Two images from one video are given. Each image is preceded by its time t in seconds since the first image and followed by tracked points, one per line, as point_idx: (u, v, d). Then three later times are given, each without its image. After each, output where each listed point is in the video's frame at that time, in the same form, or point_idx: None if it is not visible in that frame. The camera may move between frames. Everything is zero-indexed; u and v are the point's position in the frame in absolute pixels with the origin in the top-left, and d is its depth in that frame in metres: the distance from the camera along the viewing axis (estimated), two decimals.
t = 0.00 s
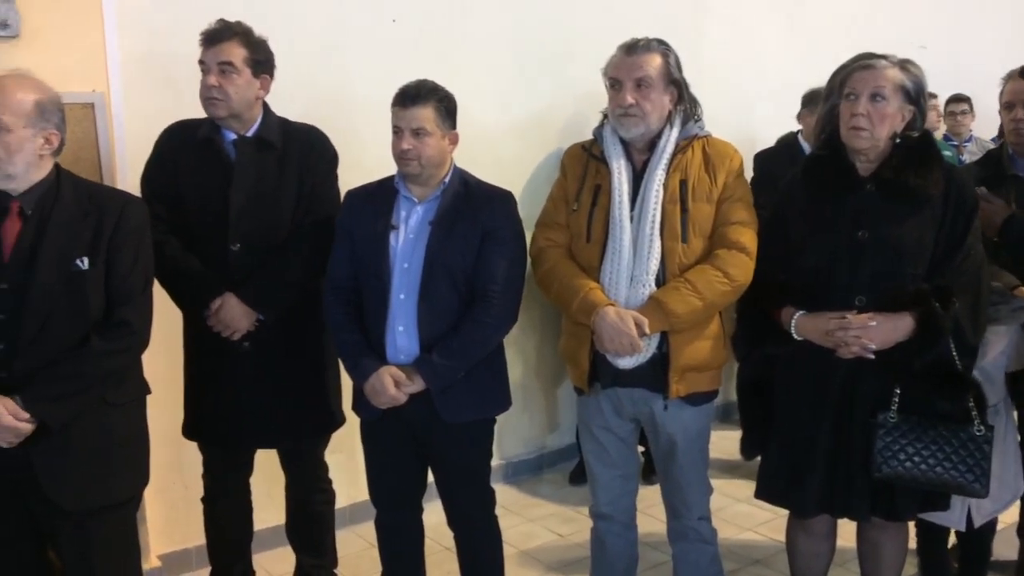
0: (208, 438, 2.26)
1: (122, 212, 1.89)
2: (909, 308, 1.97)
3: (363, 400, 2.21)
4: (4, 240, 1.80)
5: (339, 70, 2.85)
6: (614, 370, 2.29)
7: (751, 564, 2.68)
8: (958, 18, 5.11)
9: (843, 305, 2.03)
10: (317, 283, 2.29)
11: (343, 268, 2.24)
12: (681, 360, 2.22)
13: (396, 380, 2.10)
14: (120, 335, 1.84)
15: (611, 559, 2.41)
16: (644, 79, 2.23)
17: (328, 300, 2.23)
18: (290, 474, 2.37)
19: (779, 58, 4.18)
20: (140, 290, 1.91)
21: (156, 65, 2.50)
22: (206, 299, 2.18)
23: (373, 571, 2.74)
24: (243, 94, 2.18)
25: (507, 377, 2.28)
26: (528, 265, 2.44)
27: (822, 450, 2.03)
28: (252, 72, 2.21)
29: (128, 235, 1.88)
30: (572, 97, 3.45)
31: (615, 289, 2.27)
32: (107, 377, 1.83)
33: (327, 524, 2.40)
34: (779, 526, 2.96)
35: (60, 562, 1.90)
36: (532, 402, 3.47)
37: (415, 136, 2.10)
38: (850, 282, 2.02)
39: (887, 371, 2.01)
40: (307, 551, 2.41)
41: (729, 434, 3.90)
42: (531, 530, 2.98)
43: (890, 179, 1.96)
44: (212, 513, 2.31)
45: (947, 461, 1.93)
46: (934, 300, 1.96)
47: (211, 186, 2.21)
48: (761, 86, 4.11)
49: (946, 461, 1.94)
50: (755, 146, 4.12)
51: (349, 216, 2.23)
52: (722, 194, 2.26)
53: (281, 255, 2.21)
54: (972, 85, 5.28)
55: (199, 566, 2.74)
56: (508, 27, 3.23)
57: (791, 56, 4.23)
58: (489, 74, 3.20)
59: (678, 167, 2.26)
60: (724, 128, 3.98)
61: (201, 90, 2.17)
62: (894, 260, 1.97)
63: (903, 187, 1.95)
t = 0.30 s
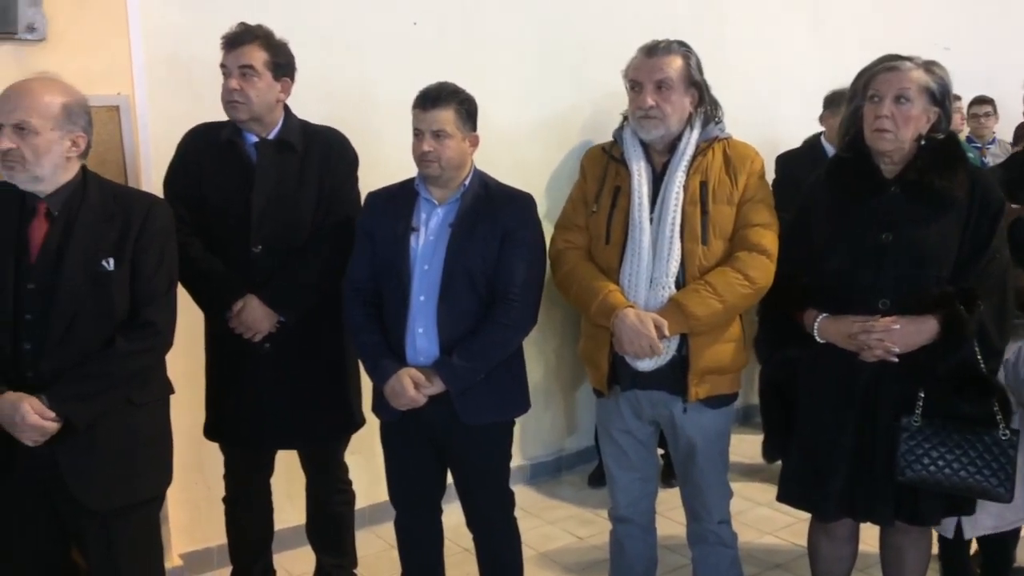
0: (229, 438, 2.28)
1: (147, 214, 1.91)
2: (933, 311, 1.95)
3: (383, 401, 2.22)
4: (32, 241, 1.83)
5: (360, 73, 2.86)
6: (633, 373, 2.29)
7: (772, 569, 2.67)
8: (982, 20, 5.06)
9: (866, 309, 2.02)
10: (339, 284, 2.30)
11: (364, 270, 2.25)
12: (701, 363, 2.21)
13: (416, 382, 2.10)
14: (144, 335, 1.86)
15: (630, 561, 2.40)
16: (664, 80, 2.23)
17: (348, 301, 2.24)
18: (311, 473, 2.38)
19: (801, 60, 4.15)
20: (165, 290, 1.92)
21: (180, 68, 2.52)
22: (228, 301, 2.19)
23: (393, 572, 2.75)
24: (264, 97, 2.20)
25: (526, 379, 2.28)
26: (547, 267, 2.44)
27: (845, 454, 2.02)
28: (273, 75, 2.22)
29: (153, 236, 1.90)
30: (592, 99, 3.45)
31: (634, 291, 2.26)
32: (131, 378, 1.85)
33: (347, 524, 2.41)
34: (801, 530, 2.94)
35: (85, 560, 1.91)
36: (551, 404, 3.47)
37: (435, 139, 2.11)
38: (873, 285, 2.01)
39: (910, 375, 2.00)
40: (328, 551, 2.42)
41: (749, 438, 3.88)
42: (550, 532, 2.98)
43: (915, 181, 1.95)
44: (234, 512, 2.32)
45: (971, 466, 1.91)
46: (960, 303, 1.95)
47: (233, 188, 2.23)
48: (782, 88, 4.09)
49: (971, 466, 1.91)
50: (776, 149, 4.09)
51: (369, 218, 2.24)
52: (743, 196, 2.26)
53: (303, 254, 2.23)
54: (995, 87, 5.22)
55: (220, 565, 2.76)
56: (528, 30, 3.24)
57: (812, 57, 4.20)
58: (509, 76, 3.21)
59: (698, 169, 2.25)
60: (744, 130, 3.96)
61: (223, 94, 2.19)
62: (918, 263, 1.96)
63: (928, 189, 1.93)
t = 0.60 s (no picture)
0: (254, 436, 2.30)
1: (176, 214, 1.93)
2: (962, 313, 1.93)
3: (406, 401, 2.23)
4: (63, 240, 1.86)
5: (383, 74, 2.88)
6: (657, 373, 2.28)
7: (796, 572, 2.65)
8: (1010, 20, 4.99)
9: (895, 310, 2.00)
10: (363, 284, 2.32)
11: (387, 270, 2.26)
12: (724, 365, 2.20)
13: (440, 382, 2.11)
14: (172, 334, 1.88)
15: (653, 563, 2.40)
16: (689, 81, 2.23)
17: (372, 301, 2.26)
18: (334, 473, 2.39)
19: (826, 60, 4.12)
20: (192, 289, 1.94)
21: (207, 69, 2.55)
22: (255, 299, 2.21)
23: (415, 571, 2.76)
24: (289, 98, 2.22)
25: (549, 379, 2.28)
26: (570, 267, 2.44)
27: (872, 456, 2.01)
28: (298, 77, 2.24)
29: (181, 236, 1.93)
30: (615, 99, 3.44)
31: (658, 292, 2.26)
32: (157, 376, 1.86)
33: (370, 524, 2.42)
34: (826, 534, 2.92)
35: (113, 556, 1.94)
36: (574, 405, 3.47)
37: (458, 140, 2.12)
38: (902, 286, 1.99)
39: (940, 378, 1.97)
40: (351, 550, 2.43)
41: (773, 441, 3.85)
42: (572, 533, 2.98)
43: (944, 182, 1.93)
44: (258, 510, 2.34)
45: (1000, 469, 1.89)
46: (989, 305, 1.93)
47: (258, 189, 2.25)
48: (807, 88, 4.06)
49: (1001, 469, 1.89)
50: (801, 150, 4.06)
51: (393, 219, 2.25)
52: (768, 197, 2.24)
53: (329, 254, 2.25)
54: None
55: (245, 563, 2.78)
56: (551, 30, 3.24)
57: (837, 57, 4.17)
58: (531, 77, 3.21)
59: (723, 169, 2.24)
60: (769, 131, 3.93)
61: (249, 95, 2.21)
62: (947, 264, 1.94)
63: (957, 190, 1.92)
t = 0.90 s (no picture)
0: (281, 435, 2.32)
1: (205, 213, 1.95)
2: (995, 314, 1.92)
3: (431, 400, 2.24)
4: (95, 239, 1.88)
5: (409, 75, 2.89)
6: (683, 375, 2.28)
7: None
8: None
9: (926, 313, 1.98)
10: (390, 284, 2.33)
11: (413, 270, 2.27)
12: (751, 366, 2.19)
13: (465, 382, 2.12)
14: (201, 333, 1.90)
15: (678, 564, 2.39)
16: (716, 80, 2.22)
17: (398, 301, 2.27)
18: (359, 471, 2.40)
19: (853, 59, 4.09)
20: (222, 288, 1.96)
21: (235, 70, 2.57)
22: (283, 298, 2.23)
23: (439, 570, 2.77)
24: (317, 99, 2.23)
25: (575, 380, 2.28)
26: (596, 268, 2.44)
27: (902, 459, 1.99)
28: (325, 77, 2.25)
29: (211, 235, 1.95)
30: (641, 100, 3.44)
31: (684, 293, 2.25)
32: (186, 374, 1.88)
33: (395, 523, 2.43)
34: (853, 538, 2.89)
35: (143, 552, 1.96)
36: (598, 406, 3.46)
37: (484, 140, 2.12)
38: (933, 288, 1.97)
39: (971, 380, 1.95)
40: (376, 549, 2.44)
41: (799, 443, 3.82)
42: (596, 534, 2.97)
43: (976, 182, 1.91)
44: (285, 508, 2.36)
45: None
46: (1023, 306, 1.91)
47: (286, 189, 2.27)
48: (834, 88, 4.03)
49: None
50: (828, 150, 4.03)
51: (420, 219, 2.26)
52: (796, 197, 2.23)
53: (355, 254, 2.26)
54: None
55: (271, 560, 2.80)
56: (576, 30, 3.24)
57: (865, 56, 4.13)
58: (556, 78, 3.21)
59: (750, 169, 2.23)
60: (796, 132, 3.90)
61: (277, 96, 2.23)
62: (979, 266, 1.91)
63: (989, 190, 1.90)
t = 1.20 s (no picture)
0: (301, 433, 2.33)
1: (227, 212, 1.96)
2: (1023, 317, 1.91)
3: (450, 400, 2.24)
4: (119, 238, 1.89)
5: (430, 75, 2.89)
6: (704, 376, 2.27)
7: None
8: None
9: (953, 315, 1.97)
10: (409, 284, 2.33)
11: (432, 270, 2.27)
12: (772, 368, 2.18)
13: (484, 382, 2.12)
14: (223, 332, 1.91)
15: (698, 566, 2.38)
16: (739, 80, 2.21)
17: (417, 300, 2.27)
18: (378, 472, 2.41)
19: (875, 59, 4.06)
20: (243, 287, 1.97)
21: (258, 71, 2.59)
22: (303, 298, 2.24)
23: (457, 570, 2.77)
24: (337, 99, 2.23)
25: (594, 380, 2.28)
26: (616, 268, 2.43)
27: (928, 462, 1.97)
28: (345, 77, 2.26)
29: (233, 234, 1.95)
30: (661, 100, 3.43)
31: (705, 293, 2.24)
32: (207, 373, 1.89)
33: (414, 522, 2.44)
34: (873, 541, 2.87)
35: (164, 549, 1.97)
36: (616, 406, 3.45)
37: (503, 140, 2.12)
38: (958, 290, 1.95)
39: (995, 383, 1.93)
40: (395, 548, 2.45)
41: (818, 445, 3.80)
42: (614, 535, 2.96)
43: (1004, 182, 1.90)
44: (304, 506, 2.37)
45: None
46: None
47: (307, 189, 2.28)
48: (856, 89, 4.00)
49: None
50: (848, 151, 4.00)
51: (440, 219, 2.26)
52: (819, 197, 2.22)
53: (376, 252, 2.27)
54: None
55: (290, 558, 2.81)
56: (597, 30, 3.23)
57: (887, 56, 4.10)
58: (576, 78, 3.21)
59: (773, 170, 2.22)
60: (816, 132, 3.88)
61: (299, 96, 2.23)
62: (1006, 267, 1.90)
63: (1016, 190, 1.89)
